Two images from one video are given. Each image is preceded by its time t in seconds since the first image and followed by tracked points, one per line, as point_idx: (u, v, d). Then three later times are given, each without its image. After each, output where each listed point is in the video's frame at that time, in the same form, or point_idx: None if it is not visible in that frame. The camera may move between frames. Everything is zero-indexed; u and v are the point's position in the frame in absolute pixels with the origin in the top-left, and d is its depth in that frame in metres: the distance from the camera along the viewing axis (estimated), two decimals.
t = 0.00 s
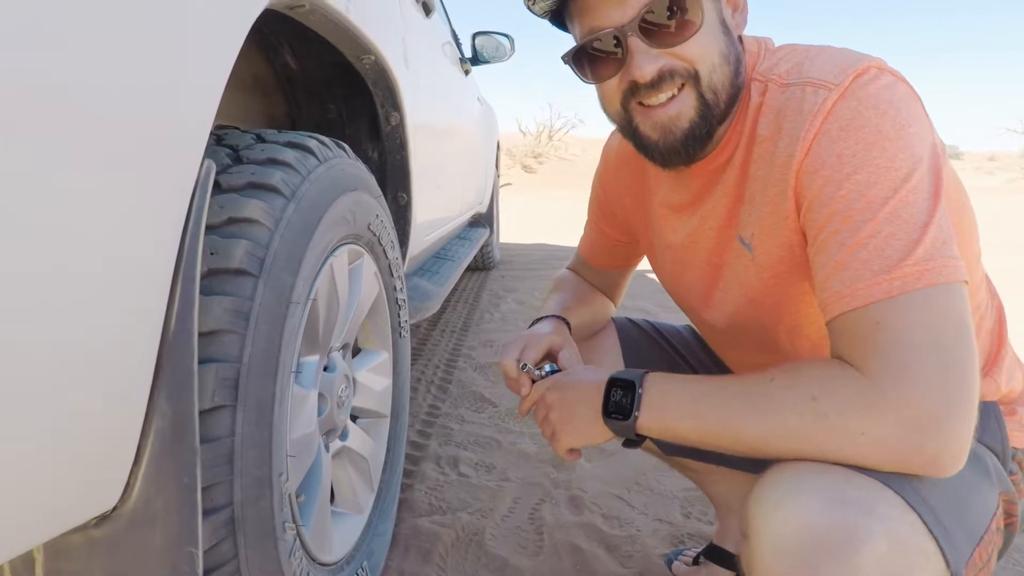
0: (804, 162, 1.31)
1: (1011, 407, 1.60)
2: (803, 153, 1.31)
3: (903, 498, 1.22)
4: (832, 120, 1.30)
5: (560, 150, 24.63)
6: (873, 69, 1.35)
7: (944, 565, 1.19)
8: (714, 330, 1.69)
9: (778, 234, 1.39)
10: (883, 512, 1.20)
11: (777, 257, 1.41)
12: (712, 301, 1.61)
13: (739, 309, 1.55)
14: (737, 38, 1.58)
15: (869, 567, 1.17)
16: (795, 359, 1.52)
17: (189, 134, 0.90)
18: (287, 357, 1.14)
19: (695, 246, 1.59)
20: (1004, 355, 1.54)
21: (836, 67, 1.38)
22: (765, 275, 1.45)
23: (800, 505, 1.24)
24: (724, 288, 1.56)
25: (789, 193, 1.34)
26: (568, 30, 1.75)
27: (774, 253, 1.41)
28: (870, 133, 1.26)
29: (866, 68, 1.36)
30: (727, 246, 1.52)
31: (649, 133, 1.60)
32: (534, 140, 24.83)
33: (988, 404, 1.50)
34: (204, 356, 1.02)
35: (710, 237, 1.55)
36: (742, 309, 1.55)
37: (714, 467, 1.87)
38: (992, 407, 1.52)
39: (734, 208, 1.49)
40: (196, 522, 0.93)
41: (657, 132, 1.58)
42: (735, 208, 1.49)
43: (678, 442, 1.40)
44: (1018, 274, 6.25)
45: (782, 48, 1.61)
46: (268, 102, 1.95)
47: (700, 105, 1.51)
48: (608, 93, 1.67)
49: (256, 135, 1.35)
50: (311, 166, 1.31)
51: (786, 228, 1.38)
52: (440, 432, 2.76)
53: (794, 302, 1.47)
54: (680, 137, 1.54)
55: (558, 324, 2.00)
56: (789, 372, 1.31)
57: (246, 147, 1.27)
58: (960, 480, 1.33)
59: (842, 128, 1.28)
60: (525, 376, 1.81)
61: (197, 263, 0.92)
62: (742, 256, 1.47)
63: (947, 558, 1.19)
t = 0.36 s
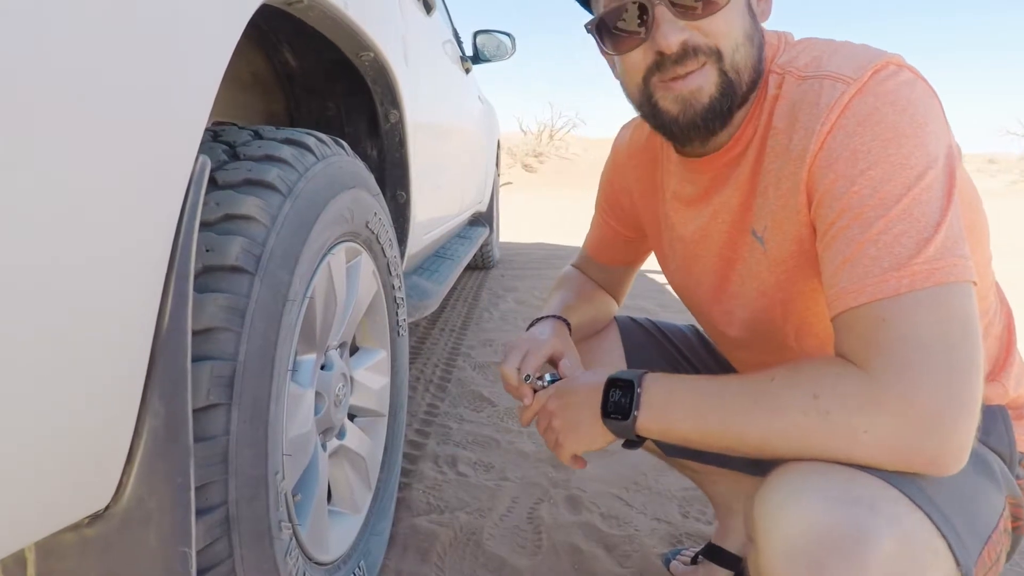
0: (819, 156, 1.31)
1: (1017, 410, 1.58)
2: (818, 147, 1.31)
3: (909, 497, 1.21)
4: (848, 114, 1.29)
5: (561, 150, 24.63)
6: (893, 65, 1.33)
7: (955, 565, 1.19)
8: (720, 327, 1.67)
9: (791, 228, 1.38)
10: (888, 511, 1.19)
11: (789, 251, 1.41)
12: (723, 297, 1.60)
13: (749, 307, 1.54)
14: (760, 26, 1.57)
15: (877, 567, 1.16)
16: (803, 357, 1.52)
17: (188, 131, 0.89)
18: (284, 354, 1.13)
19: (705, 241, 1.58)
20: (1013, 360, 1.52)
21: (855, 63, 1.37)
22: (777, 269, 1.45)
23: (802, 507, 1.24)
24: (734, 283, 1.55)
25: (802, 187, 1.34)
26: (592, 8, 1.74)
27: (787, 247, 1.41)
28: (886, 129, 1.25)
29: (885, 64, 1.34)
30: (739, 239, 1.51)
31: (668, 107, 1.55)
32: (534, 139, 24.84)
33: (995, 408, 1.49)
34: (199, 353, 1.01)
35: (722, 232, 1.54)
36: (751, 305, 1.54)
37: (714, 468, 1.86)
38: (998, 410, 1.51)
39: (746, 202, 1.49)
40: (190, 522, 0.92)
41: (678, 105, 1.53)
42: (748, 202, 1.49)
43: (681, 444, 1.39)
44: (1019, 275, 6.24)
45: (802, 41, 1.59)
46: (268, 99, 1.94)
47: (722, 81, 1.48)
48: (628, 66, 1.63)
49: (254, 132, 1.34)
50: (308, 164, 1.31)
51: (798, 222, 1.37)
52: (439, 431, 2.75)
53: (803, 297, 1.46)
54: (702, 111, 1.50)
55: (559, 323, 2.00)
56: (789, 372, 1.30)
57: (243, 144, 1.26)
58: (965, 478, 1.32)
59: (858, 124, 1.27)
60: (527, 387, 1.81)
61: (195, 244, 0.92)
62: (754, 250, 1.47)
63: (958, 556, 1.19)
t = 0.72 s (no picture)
0: (831, 156, 1.31)
1: (1018, 409, 1.58)
2: (831, 148, 1.31)
3: (916, 498, 1.21)
4: (863, 115, 1.29)
5: (559, 150, 24.64)
6: (906, 65, 1.33)
7: (961, 566, 1.20)
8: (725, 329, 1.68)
9: (801, 231, 1.39)
10: (896, 512, 1.20)
11: (798, 254, 1.42)
12: (729, 298, 1.61)
13: (754, 309, 1.55)
14: (754, 43, 1.52)
15: (887, 569, 1.16)
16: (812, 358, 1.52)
17: (189, 133, 0.90)
18: (284, 355, 1.13)
19: (712, 243, 1.59)
20: (1015, 360, 1.53)
21: (868, 63, 1.37)
22: (785, 271, 1.45)
23: (809, 508, 1.24)
24: (741, 285, 1.56)
25: (814, 189, 1.34)
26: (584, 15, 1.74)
27: (796, 250, 1.41)
28: (901, 130, 1.25)
29: (900, 64, 1.35)
30: (746, 240, 1.52)
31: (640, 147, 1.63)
32: (533, 140, 24.84)
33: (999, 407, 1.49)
34: (199, 354, 1.01)
35: (728, 234, 1.55)
36: (756, 307, 1.54)
37: (714, 467, 1.86)
38: (1000, 409, 1.51)
39: (754, 204, 1.50)
40: (190, 522, 0.92)
41: (648, 147, 1.61)
42: (755, 204, 1.49)
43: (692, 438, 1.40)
44: (1017, 275, 6.25)
45: (812, 42, 1.58)
46: (265, 100, 1.93)
47: (687, 129, 1.52)
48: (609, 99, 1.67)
49: (254, 133, 1.34)
50: (308, 165, 1.31)
51: (808, 224, 1.38)
52: (438, 432, 2.75)
53: (811, 298, 1.46)
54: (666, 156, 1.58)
55: (559, 322, 2.00)
56: (797, 372, 1.31)
57: (243, 145, 1.26)
58: (971, 477, 1.32)
59: (872, 124, 1.28)
60: (516, 367, 1.78)
61: (192, 256, 0.91)
62: (762, 253, 1.48)
63: (963, 556, 1.19)
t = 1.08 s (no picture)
0: (828, 157, 1.31)
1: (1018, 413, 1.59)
2: (828, 148, 1.32)
3: (901, 502, 1.22)
4: (860, 117, 1.30)
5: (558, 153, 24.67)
6: (908, 69, 1.34)
7: (947, 569, 1.20)
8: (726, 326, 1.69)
9: (799, 229, 1.40)
10: (881, 515, 1.20)
11: (798, 252, 1.42)
12: (729, 295, 1.62)
13: (753, 305, 1.55)
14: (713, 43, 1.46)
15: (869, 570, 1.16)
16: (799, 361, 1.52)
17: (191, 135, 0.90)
18: (287, 357, 1.14)
19: (714, 240, 1.60)
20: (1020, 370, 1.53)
21: (875, 64, 1.37)
22: (785, 271, 1.45)
23: (801, 509, 1.24)
24: (741, 284, 1.56)
25: (811, 188, 1.35)
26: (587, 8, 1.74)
27: (796, 247, 1.42)
28: (899, 134, 1.25)
29: (901, 68, 1.35)
30: (749, 237, 1.52)
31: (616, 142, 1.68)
32: (532, 142, 24.85)
33: (1000, 411, 1.49)
34: (203, 356, 1.01)
35: (727, 229, 1.56)
36: (755, 305, 1.55)
37: (714, 469, 1.86)
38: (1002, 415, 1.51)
39: (754, 202, 1.50)
40: (193, 523, 0.92)
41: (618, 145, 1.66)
42: (755, 202, 1.50)
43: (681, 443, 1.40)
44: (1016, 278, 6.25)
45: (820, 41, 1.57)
46: (266, 101, 1.93)
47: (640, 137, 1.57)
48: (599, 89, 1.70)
49: (255, 135, 1.35)
50: (310, 167, 1.31)
51: (806, 223, 1.38)
52: (438, 434, 2.75)
53: (812, 300, 1.47)
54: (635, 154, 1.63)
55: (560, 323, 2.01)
56: (785, 375, 1.31)
57: (246, 147, 1.26)
58: (963, 482, 1.33)
59: (869, 127, 1.28)
60: (509, 376, 1.77)
61: (196, 263, 0.92)
62: (763, 251, 1.49)
63: (949, 561, 1.20)
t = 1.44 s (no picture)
0: (836, 156, 1.31)
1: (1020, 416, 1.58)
2: (837, 147, 1.31)
3: (894, 504, 1.22)
4: (872, 115, 1.29)
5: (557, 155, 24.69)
6: (922, 69, 1.34)
7: (938, 569, 1.20)
8: (735, 324, 1.68)
9: (806, 228, 1.39)
10: (873, 516, 1.20)
11: (803, 250, 1.42)
12: (744, 293, 1.61)
13: (764, 300, 1.54)
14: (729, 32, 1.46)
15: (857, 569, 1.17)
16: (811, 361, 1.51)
17: (193, 134, 0.90)
18: (291, 357, 1.14)
19: (725, 238, 1.59)
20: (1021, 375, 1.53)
21: (890, 63, 1.36)
22: (791, 267, 1.45)
23: (796, 510, 1.24)
24: (753, 280, 1.56)
25: (817, 187, 1.35)
26: None
27: (804, 245, 1.41)
28: (908, 135, 1.25)
29: (916, 67, 1.34)
30: (759, 236, 1.52)
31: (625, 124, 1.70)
32: (531, 144, 24.89)
33: (1002, 415, 1.49)
34: (210, 355, 1.01)
35: (739, 227, 1.55)
36: (766, 301, 1.54)
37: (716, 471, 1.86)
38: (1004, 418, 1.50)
39: (765, 197, 1.49)
40: (200, 523, 0.92)
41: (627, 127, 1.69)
42: (765, 198, 1.49)
43: (676, 447, 1.40)
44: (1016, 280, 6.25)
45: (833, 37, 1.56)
46: (269, 103, 1.92)
47: (648, 120, 1.59)
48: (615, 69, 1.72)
49: (260, 134, 1.34)
50: (315, 167, 1.31)
51: (812, 221, 1.38)
52: (439, 435, 2.75)
53: (812, 301, 1.47)
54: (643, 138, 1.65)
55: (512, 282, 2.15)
56: (777, 379, 1.31)
57: (250, 147, 1.26)
58: (963, 487, 1.33)
59: (879, 126, 1.27)
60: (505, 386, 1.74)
61: (204, 260, 0.92)
62: (771, 248, 1.48)
63: (941, 561, 1.20)
